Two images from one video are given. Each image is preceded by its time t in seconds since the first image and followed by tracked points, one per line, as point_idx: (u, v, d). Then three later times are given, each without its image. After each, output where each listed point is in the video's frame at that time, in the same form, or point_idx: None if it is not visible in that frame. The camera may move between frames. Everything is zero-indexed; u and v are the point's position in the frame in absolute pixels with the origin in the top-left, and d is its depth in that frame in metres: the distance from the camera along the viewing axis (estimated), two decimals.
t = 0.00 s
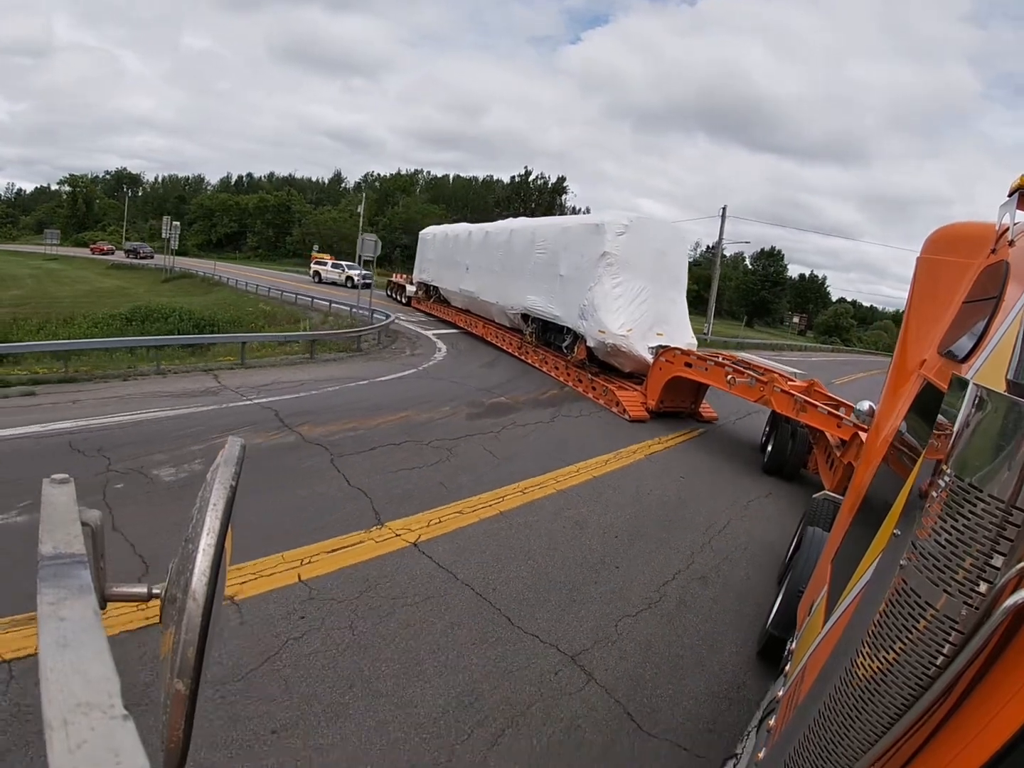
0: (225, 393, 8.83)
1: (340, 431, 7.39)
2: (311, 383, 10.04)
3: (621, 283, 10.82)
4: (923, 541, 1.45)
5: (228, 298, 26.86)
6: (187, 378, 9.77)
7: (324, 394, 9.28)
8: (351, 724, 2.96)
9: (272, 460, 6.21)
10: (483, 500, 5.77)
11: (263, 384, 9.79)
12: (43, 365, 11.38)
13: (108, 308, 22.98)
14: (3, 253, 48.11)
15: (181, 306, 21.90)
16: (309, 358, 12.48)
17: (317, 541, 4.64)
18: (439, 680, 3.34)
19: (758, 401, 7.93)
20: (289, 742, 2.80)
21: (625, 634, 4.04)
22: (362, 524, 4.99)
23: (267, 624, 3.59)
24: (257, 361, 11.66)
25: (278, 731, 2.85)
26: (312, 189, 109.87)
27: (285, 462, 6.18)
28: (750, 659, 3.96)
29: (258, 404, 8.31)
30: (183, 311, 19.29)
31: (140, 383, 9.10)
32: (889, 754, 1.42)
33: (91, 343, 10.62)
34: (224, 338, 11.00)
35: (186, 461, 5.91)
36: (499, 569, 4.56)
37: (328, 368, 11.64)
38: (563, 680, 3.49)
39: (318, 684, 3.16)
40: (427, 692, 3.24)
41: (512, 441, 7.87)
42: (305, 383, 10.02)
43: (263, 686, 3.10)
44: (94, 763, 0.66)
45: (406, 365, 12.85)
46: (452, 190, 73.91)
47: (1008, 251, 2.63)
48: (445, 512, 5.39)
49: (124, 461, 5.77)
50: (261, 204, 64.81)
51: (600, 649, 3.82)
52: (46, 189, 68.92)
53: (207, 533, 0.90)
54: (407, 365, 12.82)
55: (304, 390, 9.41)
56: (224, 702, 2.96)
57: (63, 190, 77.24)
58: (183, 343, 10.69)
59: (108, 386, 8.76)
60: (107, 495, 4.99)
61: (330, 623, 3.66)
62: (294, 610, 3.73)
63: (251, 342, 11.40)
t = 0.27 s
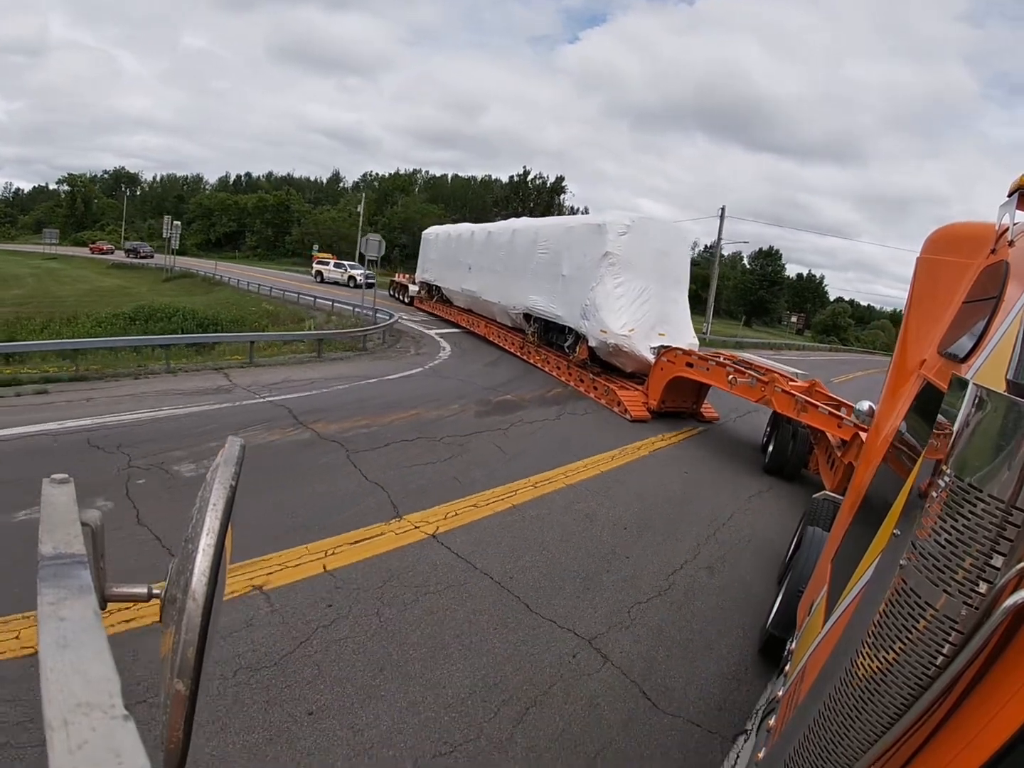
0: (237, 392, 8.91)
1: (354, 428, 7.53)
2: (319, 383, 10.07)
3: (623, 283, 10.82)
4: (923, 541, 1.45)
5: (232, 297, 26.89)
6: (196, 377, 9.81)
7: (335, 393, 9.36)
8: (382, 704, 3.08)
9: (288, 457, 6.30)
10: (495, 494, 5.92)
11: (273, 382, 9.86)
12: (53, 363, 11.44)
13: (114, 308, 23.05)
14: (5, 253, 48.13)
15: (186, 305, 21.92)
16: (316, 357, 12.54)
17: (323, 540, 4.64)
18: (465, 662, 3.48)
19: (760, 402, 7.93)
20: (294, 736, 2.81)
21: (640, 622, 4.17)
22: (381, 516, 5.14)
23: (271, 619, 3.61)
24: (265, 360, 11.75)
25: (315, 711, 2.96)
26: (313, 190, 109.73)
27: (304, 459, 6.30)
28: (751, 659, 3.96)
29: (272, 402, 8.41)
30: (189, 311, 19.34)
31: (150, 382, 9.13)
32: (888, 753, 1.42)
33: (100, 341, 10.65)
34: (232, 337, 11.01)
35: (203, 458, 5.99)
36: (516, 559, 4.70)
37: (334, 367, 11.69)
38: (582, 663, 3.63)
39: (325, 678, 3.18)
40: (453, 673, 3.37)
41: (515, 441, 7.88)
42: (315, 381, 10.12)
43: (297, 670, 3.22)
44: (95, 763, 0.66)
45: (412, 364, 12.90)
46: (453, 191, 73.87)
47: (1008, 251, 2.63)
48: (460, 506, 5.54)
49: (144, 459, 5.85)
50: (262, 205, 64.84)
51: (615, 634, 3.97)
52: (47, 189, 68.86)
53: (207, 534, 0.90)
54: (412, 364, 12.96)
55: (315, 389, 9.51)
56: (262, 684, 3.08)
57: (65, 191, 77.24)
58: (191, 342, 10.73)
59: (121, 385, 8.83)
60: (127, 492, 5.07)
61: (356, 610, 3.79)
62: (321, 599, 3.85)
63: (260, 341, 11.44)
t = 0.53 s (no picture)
0: (248, 390, 8.99)
1: (368, 425, 7.71)
2: (327, 381, 10.16)
3: (625, 283, 10.82)
4: (923, 541, 1.45)
5: (235, 296, 26.93)
6: (206, 375, 9.87)
7: (345, 391, 9.46)
8: (415, 685, 3.26)
9: (303, 454, 6.41)
10: (506, 489, 6.11)
11: (284, 381, 9.95)
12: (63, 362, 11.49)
13: (120, 307, 23.14)
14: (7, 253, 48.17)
15: (190, 305, 21.98)
16: (323, 356, 12.63)
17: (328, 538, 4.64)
18: (489, 645, 3.68)
19: (760, 402, 7.93)
20: (300, 733, 2.83)
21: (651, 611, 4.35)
22: (400, 509, 5.35)
23: (276, 617, 3.64)
24: (274, 358, 11.83)
25: (353, 691, 3.15)
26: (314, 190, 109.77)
27: (321, 455, 6.46)
28: (751, 658, 3.96)
29: (284, 400, 8.52)
30: (194, 310, 19.38)
31: (160, 381, 9.16)
32: (888, 753, 1.42)
33: (109, 340, 10.66)
34: (243, 336, 11.01)
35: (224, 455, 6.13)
36: (531, 551, 4.88)
37: (342, 366, 11.75)
38: (599, 647, 3.82)
39: (335, 677, 3.22)
40: (478, 656, 3.56)
41: (517, 440, 7.89)
42: (325, 380, 10.24)
43: (330, 654, 3.39)
44: (95, 763, 0.66)
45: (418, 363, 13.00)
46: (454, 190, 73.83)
47: (1008, 251, 2.63)
48: (473, 500, 5.72)
49: (163, 455, 5.95)
50: (264, 204, 64.95)
51: (627, 620, 4.16)
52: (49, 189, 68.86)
53: (208, 533, 0.90)
54: (418, 362, 13.10)
55: (325, 387, 9.62)
56: (300, 669, 3.25)
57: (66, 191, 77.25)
58: (200, 341, 10.82)
59: (135, 383, 8.93)
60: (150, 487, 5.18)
61: (383, 598, 3.97)
62: (348, 588, 4.02)
63: (269, 340, 11.48)
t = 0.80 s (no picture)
0: (259, 388, 9.07)
1: (380, 421, 7.82)
2: (334, 379, 10.23)
3: (626, 283, 10.82)
4: (922, 541, 1.45)
5: (238, 295, 26.97)
6: (216, 374, 9.92)
7: (355, 389, 9.56)
8: (442, 666, 3.38)
9: (318, 450, 6.50)
10: (518, 482, 6.23)
11: (294, 379, 10.03)
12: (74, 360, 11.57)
13: (132, 305, 23.22)
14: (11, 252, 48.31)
15: (194, 304, 22.03)
16: (330, 355, 12.71)
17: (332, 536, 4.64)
18: (511, 628, 3.80)
19: (762, 402, 7.93)
20: (301, 729, 2.82)
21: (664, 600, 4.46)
22: (417, 501, 5.47)
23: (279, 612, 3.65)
24: (283, 357, 11.91)
25: (385, 672, 3.26)
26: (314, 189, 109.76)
27: (339, 449, 6.58)
28: (752, 657, 3.95)
29: (297, 397, 8.62)
30: (200, 310, 19.46)
31: (171, 379, 9.21)
32: (888, 753, 1.42)
33: (118, 338, 10.69)
34: (254, 335, 11.01)
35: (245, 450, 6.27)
36: (545, 542, 4.99)
37: (350, 365, 11.82)
38: (616, 634, 3.93)
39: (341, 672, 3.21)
40: (499, 639, 3.68)
41: (520, 439, 7.89)
42: (335, 378, 10.33)
43: (360, 639, 3.49)
44: (95, 763, 0.66)
45: (424, 362, 13.05)
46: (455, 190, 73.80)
47: (1008, 251, 2.63)
48: (486, 493, 5.82)
49: (183, 452, 6.06)
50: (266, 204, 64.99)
51: (639, 606, 4.30)
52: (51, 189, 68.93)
53: (207, 533, 0.90)
54: (424, 361, 13.18)
55: (335, 385, 9.73)
56: (333, 653, 3.34)
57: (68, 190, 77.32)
58: (213, 340, 10.92)
59: (149, 380, 9.03)
60: (174, 482, 5.30)
61: (406, 585, 4.07)
62: (373, 577, 4.12)
63: (279, 338, 11.53)
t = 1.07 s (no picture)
0: (270, 387, 9.14)
1: (392, 418, 7.97)
2: (343, 378, 10.34)
3: (628, 283, 10.82)
4: (922, 541, 1.45)
5: (240, 295, 27.03)
6: (225, 373, 10.00)
7: (364, 388, 9.65)
8: (466, 650, 3.55)
9: (336, 447, 6.65)
10: (528, 478, 6.41)
11: (304, 378, 10.15)
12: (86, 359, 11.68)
13: (136, 305, 23.29)
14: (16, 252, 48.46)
15: (199, 304, 22.10)
16: (336, 355, 12.79)
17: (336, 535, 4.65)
18: (530, 614, 3.99)
19: (762, 402, 7.93)
20: (300, 729, 2.82)
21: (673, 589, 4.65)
22: (433, 495, 5.66)
23: (283, 608, 3.66)
24: (291, 356, 12.01)
25: (414, 655, 3.44)
26: (315, 189, 109.69)
27: (356, 446, 6.75)
28: (752, 657, 3.95)
29: (309, 396, 8.73)
30: (206, 311, 19.54)
31: (182, 378, 9.30)
32: (887, 753, 1.42)
33: (124, 338, 10.74)
34: (263, 333, 11.05)
35: (263, 446, 6.42)
36: (557, 534, 5.18)
37: (358, 364, 11.95)
38: (629, 620, 4.11)
39: (341, 672, 3.21)
40: (521, 623, 3.87)
41: (522, 439, 7.90)
42: (345, 376, 10.47)
43: (386, 626, 3.65)
44: (95, 763, 0.66)
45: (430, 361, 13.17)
46: (455, 190, 73.62)
47: (1007, 251, 2.63)
48: (498, 488, 5.99)
49: (201, 449, 6.18)
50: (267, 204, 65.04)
51: (650, 593, 4.50)
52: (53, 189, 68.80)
53: (207, 533, 0.90)
54: (429, 360, 13.26)
55: (345, 383, 9.84)
56: (362, 639, 3.50)
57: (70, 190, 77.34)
58: (228, 338, 11.04)
59: (162, 378, 9.14)
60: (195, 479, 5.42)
61: (427, 575, 4.25)
62: (395, 567, 4.30)
63: (288, 337, 11.61)
